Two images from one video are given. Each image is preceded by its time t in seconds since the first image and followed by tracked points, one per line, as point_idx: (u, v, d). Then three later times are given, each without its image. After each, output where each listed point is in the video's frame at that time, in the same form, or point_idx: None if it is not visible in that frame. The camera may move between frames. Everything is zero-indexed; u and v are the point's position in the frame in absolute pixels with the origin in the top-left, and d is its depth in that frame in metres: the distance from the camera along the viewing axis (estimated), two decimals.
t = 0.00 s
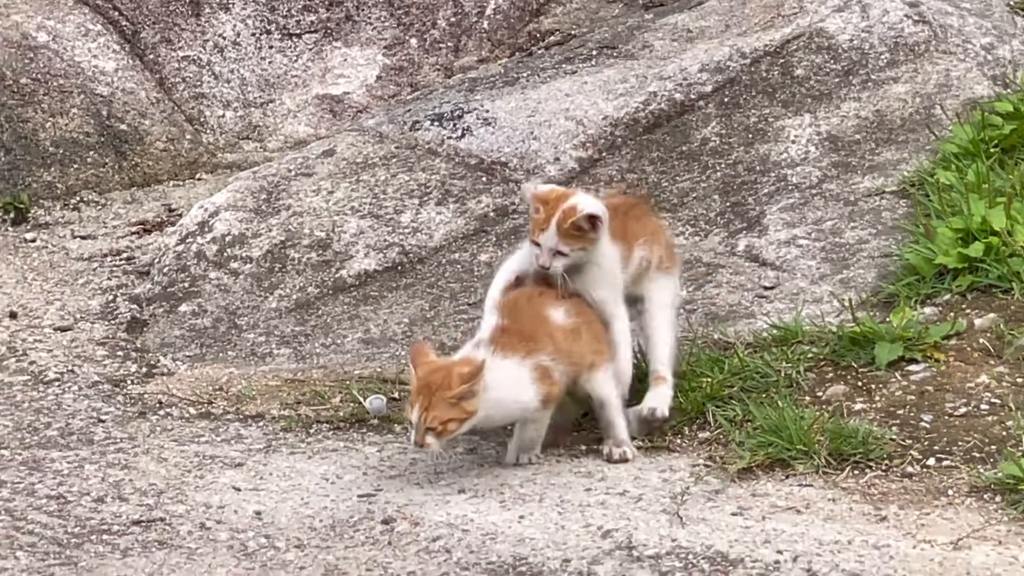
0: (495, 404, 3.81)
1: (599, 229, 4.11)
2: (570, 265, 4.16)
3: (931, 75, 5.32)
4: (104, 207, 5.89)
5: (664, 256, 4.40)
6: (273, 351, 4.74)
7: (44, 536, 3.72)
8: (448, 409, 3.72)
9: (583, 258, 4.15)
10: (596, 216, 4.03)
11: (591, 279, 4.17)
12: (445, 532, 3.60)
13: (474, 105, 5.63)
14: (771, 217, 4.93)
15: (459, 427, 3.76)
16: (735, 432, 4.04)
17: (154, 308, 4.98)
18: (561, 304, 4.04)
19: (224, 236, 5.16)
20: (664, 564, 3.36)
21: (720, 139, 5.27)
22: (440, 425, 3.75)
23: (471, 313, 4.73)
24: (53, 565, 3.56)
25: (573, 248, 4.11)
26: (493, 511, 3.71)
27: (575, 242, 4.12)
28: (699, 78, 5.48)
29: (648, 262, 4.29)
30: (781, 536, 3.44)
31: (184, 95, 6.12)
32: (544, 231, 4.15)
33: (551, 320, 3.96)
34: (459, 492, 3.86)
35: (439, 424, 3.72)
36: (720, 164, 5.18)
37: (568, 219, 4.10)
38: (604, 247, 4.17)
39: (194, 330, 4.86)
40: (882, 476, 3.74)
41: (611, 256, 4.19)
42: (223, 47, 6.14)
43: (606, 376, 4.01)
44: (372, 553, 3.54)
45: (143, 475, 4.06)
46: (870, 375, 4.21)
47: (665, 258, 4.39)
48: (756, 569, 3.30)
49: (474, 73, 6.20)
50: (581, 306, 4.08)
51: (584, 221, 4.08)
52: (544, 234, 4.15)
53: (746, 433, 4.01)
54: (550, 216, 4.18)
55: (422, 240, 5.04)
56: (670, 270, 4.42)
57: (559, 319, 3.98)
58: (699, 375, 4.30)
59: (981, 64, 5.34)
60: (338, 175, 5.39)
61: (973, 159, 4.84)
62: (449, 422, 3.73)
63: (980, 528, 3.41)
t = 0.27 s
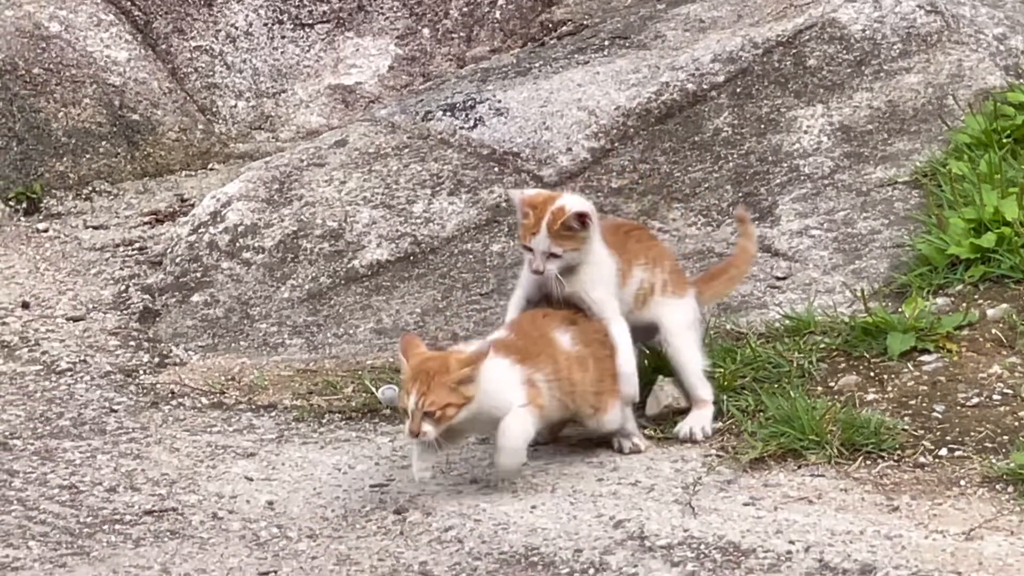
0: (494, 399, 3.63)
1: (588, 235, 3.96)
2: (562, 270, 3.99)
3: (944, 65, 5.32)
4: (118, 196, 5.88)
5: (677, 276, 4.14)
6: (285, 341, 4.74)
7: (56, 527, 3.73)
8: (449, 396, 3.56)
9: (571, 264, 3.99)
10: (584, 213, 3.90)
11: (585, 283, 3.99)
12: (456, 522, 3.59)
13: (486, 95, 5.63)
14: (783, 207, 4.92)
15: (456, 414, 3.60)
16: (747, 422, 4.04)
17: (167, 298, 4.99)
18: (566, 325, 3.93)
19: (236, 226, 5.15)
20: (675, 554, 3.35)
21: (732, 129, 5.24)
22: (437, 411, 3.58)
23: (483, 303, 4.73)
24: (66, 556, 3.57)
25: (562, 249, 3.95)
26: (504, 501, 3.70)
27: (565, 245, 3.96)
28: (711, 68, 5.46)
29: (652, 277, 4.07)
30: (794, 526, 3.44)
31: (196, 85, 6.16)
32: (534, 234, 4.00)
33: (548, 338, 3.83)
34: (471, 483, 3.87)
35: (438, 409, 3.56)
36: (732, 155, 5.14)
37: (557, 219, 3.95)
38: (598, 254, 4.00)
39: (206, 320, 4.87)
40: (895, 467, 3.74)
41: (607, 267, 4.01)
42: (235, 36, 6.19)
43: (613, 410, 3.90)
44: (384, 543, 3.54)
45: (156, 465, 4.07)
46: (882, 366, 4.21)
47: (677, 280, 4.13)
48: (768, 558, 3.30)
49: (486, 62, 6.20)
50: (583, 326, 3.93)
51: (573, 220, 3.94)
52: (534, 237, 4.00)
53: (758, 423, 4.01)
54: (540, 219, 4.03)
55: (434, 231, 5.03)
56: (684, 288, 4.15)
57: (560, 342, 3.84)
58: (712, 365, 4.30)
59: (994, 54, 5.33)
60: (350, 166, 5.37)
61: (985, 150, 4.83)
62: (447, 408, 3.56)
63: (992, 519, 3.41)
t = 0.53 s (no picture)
0: (471, 428, 3.42)
1: (578, 236, 3.95)
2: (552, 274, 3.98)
3: (962, 52, 5.33)
4: (136, 181, 5.92)
5: (683, 280, 4.02)
6: (304, 327, 4.74)
7: (75, 512, 3.74)
8: (427, 435, 3.34)
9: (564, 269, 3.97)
10: (569, 213, 3.89)
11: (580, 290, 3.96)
12: (475, 508, 3.60)
13: (505, 81, 5.63)
14: (801, 193, 4.91)
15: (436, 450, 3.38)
16: (765, 408, 4.04)
17: (185, 284, 5.00)
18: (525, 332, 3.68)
19: (255, 212, 5.15)
20: (693, 540, 3.34)
21: (750, 116, 5.25)
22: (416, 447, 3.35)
23: (501, 289, 4.72)
24: (84, 541, 3.57)
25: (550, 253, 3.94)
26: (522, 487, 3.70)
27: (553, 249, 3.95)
28: (730, 54, 5.46)
29: (658, 286, 3.95)
30: (813, 512, 3.43)
31: (215, 72, 6.19)
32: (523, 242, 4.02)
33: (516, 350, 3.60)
34: (488, 468, 3.85)
35: (416, 445, 3.33)
36: (752, 140, 5.16)
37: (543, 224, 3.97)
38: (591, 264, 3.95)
39: (224, 306, 4.87)
40: (913, 453, 3.74)
41: (601, 278, 3.93)
42: (254, 23, 6.24)
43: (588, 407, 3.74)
44: (402, 528, 3.53)
45: (174, 450, 4.07)
46: (900, 352, 4.21)
47: (682, 286, 4.01)
48: (786, 544, 3.29)
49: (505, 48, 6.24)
50: (552, 329, 3.70)
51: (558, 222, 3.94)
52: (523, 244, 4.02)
53: (777, 409, 4.01)
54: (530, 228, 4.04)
55: (452, 217, 5.03)
56: (693, 292, 4.03)
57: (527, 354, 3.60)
58: (730, 351, 4.30)
59: (1012, 40, 5.34)
60: (368, 152, 5.38)
61: (1004, 136, 4.81)
62: (426, 445, 3.34)
63: (1011, 505, 3.41)
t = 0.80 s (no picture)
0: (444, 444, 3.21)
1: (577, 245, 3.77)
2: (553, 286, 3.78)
3: (978, 42, 5.33)
4: (151, 171, 5.91)
5: (678, 269, 3.91)
6: (320, 316, 4.74)
7: (91, 501, 3.74)
8: (394, 451, 3.13)
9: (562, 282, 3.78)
10: (564, 220, 3.73)
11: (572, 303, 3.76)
12: (491, 498, 3.63)
13: (521, 71, 5.62)
14: (817, 183, 4.91)
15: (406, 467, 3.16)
16: (781, 398, 4.04)
17: (201, 274, 5.00)
18: (486, 331, 3.45)
19: (270, 202, 5.16)
20: (709, 530, 3.35)
21: (766, 106, 5.26)
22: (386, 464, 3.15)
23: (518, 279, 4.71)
24: (100, 530, 3.58)
25: (551, 263, 3.78)
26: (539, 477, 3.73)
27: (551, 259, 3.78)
28: (745, 44, 5.50)
29: (658, 286, 3.83)
30: (828, 502, 3.44)
31: (230, 61, 6.27)
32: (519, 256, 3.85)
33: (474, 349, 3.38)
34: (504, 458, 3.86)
35: (385, 462, 3.13)
36: (766, 131, 5.15)
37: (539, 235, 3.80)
38: (592, 274, 3.75)
39: (240, 296, 4.88)
40: (928, 443, 3.74)
41: (601, 284, 3.74)
42: (269, 13, 6.30)
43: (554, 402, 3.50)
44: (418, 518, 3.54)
45: (190, 439, 4.07)
46: (917, 342, 4.20)
47: (681, 276, 3.90)
48: (802, 534, 3.29)
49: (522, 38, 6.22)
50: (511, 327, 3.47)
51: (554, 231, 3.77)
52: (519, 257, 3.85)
53: (792, 399, 4.01)
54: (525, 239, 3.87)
55: (468, 207, 5.03)
56: (691, 278, 3.93)
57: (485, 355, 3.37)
58: (746, 340, 4.29)
59: None
60: (383, 142, 5.38)
61: (1020, 126, 4.77)
62: (394, 462, 3.13)
63: None
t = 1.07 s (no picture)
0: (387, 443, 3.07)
1: (560, 263, 3.73)
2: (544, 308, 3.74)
3: (995, 31, 5.32)
4: (169, 160, 5.90)
5: (663, 263, 3.88)
6: (337, 306, 4.74)
7: (108, 490, 3.75)
8: (336, 444, 3.03)
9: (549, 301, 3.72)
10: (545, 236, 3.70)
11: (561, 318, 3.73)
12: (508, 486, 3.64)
13: (537, 61, 5.62)
14: (834, 173, 4.93)
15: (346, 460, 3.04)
16: (798, 387, 4.03)
17: (218, 263, 5.00)
18: (443, 337, 3.30)
19: (287, 191, 5.16)
20: (725, 519, 3.35)
21: (783, 95, 5.29)
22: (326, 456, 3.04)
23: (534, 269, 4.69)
24: (117, 519, 3.58)
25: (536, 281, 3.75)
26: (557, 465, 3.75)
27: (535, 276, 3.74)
28: (762, 34, 5.52)
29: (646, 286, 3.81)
30: (845, 492, 3.44)
31: (247, 50, 6.26)
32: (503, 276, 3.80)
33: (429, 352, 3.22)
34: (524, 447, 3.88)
35: (325, 453, 3.03)
36: (783, 121, 5.19)
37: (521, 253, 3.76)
38: (579, 285, 3.72)
39: (257, 285, 4.88)
40: (945, 433, 3.73)
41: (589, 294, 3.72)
42: (286, 3, 6.34)
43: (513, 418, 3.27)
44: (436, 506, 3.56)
45: (207, 429, 4.06)
46: (934, 332, 4.18)
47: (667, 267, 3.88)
48: (818, 523, 3.30)
49: (538, 28, 6.24)
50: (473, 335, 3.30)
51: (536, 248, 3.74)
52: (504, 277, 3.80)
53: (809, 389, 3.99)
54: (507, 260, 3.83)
55: (485, 195, 5.04)
56: (676, 267, 3.91)
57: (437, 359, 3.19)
58: (763, 329, 4.25)
59: None
60: (400, 131, 5.38)
61: None
62: (333, 454, 3.02)
63: None
